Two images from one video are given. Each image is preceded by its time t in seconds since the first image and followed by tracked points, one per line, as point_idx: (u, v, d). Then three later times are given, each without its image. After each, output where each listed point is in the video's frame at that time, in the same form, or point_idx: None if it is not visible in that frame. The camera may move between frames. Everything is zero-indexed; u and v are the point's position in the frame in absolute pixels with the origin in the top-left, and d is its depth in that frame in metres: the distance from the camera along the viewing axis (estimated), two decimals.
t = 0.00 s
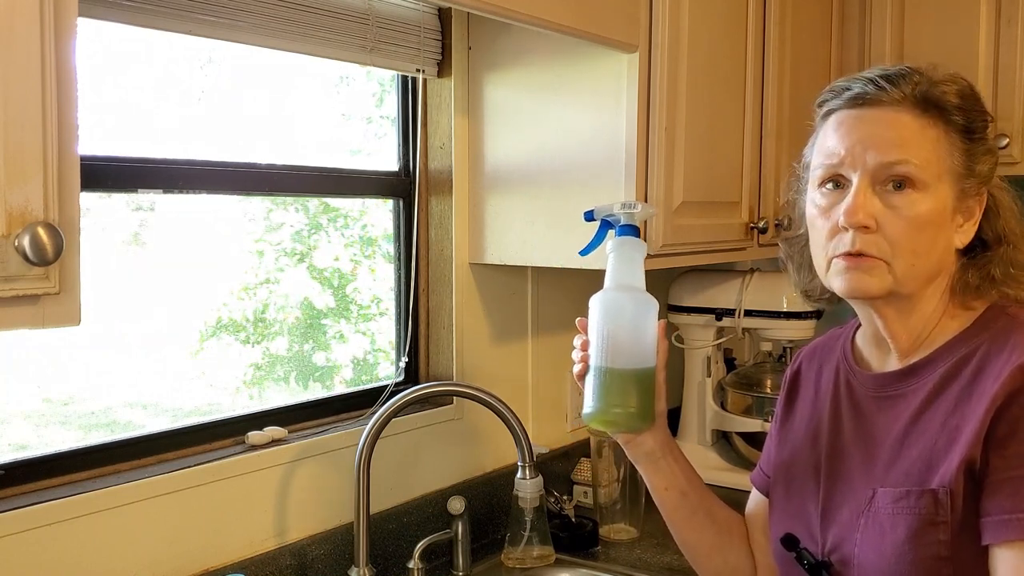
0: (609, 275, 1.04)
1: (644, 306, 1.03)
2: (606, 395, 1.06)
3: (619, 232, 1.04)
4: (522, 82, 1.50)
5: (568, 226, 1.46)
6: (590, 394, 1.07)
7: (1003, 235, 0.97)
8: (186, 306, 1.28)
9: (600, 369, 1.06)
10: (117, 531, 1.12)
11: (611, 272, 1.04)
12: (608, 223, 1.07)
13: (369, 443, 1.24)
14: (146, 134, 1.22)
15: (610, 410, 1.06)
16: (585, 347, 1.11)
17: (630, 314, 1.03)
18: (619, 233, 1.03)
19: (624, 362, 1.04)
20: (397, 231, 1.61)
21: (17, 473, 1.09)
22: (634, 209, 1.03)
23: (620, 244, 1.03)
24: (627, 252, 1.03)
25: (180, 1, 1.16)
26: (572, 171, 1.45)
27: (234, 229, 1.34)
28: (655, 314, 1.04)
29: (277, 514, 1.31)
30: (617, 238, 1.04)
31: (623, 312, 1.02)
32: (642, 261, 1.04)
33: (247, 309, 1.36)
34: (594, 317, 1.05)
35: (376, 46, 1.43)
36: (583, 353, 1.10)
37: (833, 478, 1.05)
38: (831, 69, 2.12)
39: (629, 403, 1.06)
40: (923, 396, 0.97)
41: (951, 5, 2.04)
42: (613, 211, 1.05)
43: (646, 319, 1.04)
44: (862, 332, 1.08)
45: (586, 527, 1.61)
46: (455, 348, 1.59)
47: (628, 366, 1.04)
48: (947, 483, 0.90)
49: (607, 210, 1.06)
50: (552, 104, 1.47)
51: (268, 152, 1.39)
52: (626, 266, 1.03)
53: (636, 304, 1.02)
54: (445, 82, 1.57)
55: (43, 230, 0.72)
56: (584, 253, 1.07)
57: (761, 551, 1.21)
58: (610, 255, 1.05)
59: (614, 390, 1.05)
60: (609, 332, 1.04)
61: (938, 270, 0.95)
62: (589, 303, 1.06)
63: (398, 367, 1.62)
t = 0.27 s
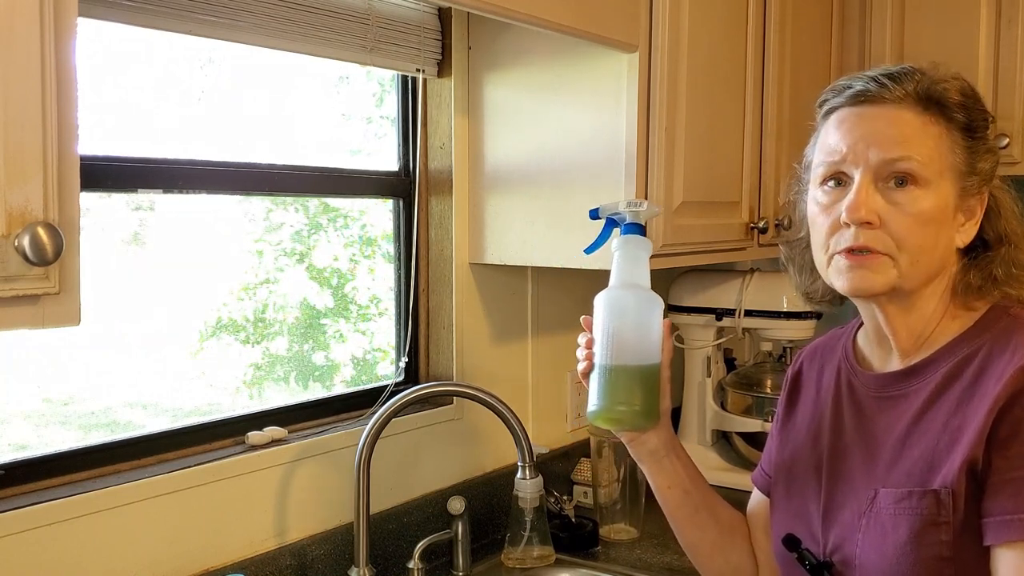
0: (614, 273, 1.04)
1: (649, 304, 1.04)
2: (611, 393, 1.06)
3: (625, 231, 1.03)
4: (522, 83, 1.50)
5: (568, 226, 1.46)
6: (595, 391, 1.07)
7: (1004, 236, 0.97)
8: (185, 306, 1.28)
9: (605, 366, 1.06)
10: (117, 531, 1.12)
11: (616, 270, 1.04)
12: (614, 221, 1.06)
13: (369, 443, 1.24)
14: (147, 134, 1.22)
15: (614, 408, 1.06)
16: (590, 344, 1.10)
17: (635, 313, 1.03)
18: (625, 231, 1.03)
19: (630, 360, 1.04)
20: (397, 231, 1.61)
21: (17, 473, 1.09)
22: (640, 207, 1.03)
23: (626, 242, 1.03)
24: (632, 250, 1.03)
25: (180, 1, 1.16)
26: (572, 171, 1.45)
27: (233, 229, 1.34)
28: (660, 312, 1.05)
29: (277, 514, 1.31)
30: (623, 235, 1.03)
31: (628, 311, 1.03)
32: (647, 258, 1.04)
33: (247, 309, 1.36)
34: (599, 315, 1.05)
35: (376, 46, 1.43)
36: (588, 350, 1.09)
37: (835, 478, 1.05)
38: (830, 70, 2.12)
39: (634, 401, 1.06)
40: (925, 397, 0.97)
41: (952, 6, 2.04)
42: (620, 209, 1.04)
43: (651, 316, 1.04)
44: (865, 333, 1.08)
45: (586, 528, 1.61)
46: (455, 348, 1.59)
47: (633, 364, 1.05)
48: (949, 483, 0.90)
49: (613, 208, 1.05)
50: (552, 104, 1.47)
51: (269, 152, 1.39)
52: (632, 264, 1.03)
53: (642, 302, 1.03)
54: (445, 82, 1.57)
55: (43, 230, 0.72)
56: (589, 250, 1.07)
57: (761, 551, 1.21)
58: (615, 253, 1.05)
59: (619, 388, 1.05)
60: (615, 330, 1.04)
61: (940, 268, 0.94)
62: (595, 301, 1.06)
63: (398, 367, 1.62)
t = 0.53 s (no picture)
0: (615, 275, 1.04)
1: (649, 306, 1.04)
2: (612, 396, 1.05)
3: (625, 232, 1.04)
4: (522, 83, 1.50)
5: (568, 226, 1.46)
6: (596, 395, 1.07)
7: (1003, 235, 0.97)
8: (185, 306, 1.28)
9: (606, 369, 1.06)
10: (117, 531, 1.12)
11: (616, 272, 1.04)
12: (613, 224, 1.07)
13: (369, 443, 1.24)
14: (146, 134, 1.22)
15: (615, 410, 1.05)
16: (590, 347, 1.10)
17: (636, 315, 1.03)
18: (625, 233, 1.03)
19: (630, 362, 1.04)
20: (397, 231, 1.61)
21: (17, 473, 1.09)
22: (639, 209, 1.04)
23: (626, 244, 1.03)
24: (633, 251, 1.03)
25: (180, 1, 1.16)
26: (572, 171, 1.45)
27: (233, 229, 1.34)
28: (660, 314, 1.05)
29: (277, 514, 1.31)
30: (624, 238, 1.03)
31: (629, 313, 1.03)
32: (647, 260, 1.03)
33: (247, 309, 1.36)
34: (600, 318, 1.05)
35: (376, 46, 1.43)
36: (588, 353, 1.10)
37: (835, 479, 1.05)
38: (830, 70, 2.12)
39: (635, 403, 1.05)
40: (926, 398, 0.97)
41: (952, 6, 2.04)
42: (620, 212, 1.05)
43: (651, 319, 1.04)
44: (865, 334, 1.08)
45: (586, 528, 1.61)
46: (455, 348, 1.59)
47: (634, 366, 1.04)
48: (949, 484, 0.90)
49: (614, 210, 1.06)
50: (552, 104, 1.47)
51: (269, 153, 1.40)
52: (632, 266, 1.03)
53: (642, 304, 1.03)
54: (445, 82, 1.57)
55: (43, 230, 0.72)
56: (588, 252, 1.06)
57: (761, 551, 1.21)
58: (615, 255, 1.04)
59: (619, 390, 1.05)
60: (615, 332, 1.05)
61: (939, 268, 0.94)
62: (595, 303, 1.06)
63: (398, 367, 1.62)
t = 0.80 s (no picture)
0: (608, 282, 1.04)
1: (645, 312, 1.04)
2: (612, 404, 1.05)
3: (616, 238, 1.04)
4: (522, 82, 1.50)
5: (568, 226, 1.46)
6: (595, 402, 1.07)
7: (1003, 235, 0.98)
8: (185, 306, 1.28)
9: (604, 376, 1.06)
10: (117, 531, 1.12)
11: (610, 279, 1.04)
12: (606, 229, 1.08)
13: (369, 443, 1.24)
14: (146, 134, 1.22)
15: (616, 418, 1.06)
16: (587, 354, 1.09)
17: (632, 321, 1.03)
18: (617, 239, 1.04)
19: (628, 369, 1.04)
20: (397, 231, 1.61)
21: (17, 473, 1.09)
22: (631, 214, 1.04)
23: (619, 250, 1.04)
24: (626, 257, 1.04)
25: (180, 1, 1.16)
26: (572, 171, 1.45)
27: (233, 229, 1.34)
28: (656, 320, 1.05)
29: (277, 514, 1.31)
30: (616, 244, 1.04)
31: (625, 320, 1.03)
32: (641, 265, 1.04)
33: (247, 309, 1.36)
34: (596, 325, 1.05)
35: (376, 46, 1.43)
36: (586, 361, 1.09)
37: (836, 480, 1.05)
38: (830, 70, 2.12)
39: (635, 410, 1.06)
40: (926, 399, 0.97)
41: (952, 6, 2.04)
42: (610, 218, 1.05)
43: (648, 325, 1.05)
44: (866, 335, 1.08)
45: (586, 528, 1.61)
46: (455, 348, 1.59)
47: (633, 373, 1.05)
48: (950, 484, 0.90)
49: (604, 216, 1.06)
50: (552, 104, 1.47)
51: (270, 153, 1.40)
52: (627, 272, 1.04)
53: (638, 310, 1.03)
54: (445, 82, 1.57)
55: (43, 230, 0.72)
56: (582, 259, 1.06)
57: (761, 551, 1.21)
58: (609, 261, 1.05)
59: (619, 397, 1.05)
60: (612, 339, 1.05)
61: (939, 268, 0.94)
62: (590, 311, 1.06)
63: (398, 367, 1.62)
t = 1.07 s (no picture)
0: (609, 285, 1.03)
1: (645, 316, 1.04)
2: (611, 408, 1.06)
3: (618, 240, 1.03)
4: (522, 83, 1.50)
5: (568, 226, 1.46)
6: (594, 406, 1.07)
7: (1004, 233, 0.98)
8: (185, 306, 1.28)
9: (603, 380, 1.06)
10: (116, 531, 1.12)
11: (611, 282, 1.03)
12: (607, 231, 1.06)
13: (369, 443, 1.24)
14: (146, 134, 1.22)
15: (616, 422, 1.06)
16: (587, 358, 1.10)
17: (632, 325, 1.03)
18: (618, 242, 1.02)
19: (628, 373, 1.04)
20: (397, 231, 1.61)
21: (17, 473, 1.09)
22: (633, 216, 1.03)
23: (619, 254, 1.02)
24: (627, 261, 1.02)
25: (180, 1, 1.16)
26: (572, 171, 1.45)
27: (233, 229, 1.34)
28: (656, 323, 1.05)
29: (277, 514, 1.31)
30: (617, 246, 1.03)
31: (625, 324, 1.02)
32: (643, 269, 1.03)
33: (246, 309, 1.36)
34: (596, 329, 1.05)
35: (376, 46, 1.43)
36: (585, 365, 1.10)
37: (838, 479, 1.05)
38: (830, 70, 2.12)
39: (635, 415, 1.06)
40: (929, 399, 0.97)
41: (952, 6, 2.04)
42: (611, 219, 1.05)
43: (648, 329, 1.04)
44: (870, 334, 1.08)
45: (586, 528, 1.61)
46: (455, 348, 1.59)
47: (632, 377, 1.05)
48: (951, 484, 0.90)
49: (606, 218, 1.05)
50: (551, 104, 1.47)
51: (270, 153, 1.40)
52: (627, 276, 1.02)
53: (638, 315, 1.03)
54: (445, 82, 1.57)
55: (43, 230, 0.72)
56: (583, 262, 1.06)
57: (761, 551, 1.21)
58: (609, 264, 1.03)
59: (619, 402, 1.05)
60: (612, 344, 1.04)
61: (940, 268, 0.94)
62: (590, 314, 1.05)
63: (398, 366, 1.62)
